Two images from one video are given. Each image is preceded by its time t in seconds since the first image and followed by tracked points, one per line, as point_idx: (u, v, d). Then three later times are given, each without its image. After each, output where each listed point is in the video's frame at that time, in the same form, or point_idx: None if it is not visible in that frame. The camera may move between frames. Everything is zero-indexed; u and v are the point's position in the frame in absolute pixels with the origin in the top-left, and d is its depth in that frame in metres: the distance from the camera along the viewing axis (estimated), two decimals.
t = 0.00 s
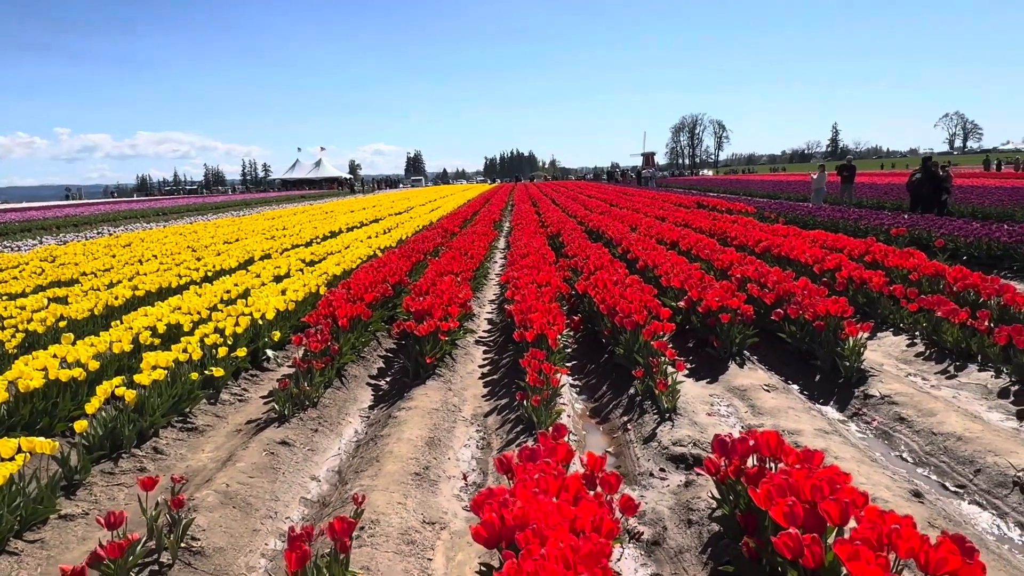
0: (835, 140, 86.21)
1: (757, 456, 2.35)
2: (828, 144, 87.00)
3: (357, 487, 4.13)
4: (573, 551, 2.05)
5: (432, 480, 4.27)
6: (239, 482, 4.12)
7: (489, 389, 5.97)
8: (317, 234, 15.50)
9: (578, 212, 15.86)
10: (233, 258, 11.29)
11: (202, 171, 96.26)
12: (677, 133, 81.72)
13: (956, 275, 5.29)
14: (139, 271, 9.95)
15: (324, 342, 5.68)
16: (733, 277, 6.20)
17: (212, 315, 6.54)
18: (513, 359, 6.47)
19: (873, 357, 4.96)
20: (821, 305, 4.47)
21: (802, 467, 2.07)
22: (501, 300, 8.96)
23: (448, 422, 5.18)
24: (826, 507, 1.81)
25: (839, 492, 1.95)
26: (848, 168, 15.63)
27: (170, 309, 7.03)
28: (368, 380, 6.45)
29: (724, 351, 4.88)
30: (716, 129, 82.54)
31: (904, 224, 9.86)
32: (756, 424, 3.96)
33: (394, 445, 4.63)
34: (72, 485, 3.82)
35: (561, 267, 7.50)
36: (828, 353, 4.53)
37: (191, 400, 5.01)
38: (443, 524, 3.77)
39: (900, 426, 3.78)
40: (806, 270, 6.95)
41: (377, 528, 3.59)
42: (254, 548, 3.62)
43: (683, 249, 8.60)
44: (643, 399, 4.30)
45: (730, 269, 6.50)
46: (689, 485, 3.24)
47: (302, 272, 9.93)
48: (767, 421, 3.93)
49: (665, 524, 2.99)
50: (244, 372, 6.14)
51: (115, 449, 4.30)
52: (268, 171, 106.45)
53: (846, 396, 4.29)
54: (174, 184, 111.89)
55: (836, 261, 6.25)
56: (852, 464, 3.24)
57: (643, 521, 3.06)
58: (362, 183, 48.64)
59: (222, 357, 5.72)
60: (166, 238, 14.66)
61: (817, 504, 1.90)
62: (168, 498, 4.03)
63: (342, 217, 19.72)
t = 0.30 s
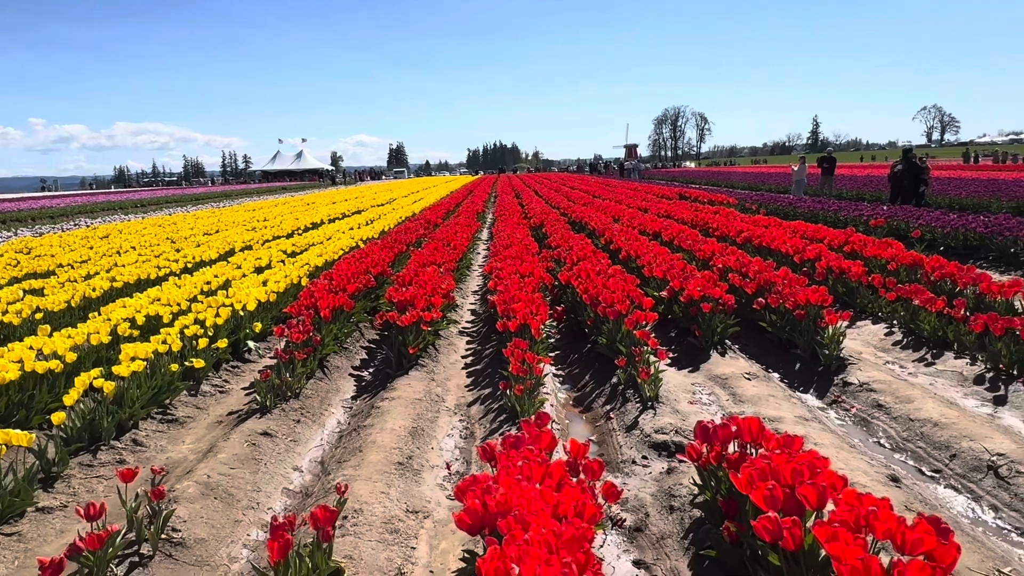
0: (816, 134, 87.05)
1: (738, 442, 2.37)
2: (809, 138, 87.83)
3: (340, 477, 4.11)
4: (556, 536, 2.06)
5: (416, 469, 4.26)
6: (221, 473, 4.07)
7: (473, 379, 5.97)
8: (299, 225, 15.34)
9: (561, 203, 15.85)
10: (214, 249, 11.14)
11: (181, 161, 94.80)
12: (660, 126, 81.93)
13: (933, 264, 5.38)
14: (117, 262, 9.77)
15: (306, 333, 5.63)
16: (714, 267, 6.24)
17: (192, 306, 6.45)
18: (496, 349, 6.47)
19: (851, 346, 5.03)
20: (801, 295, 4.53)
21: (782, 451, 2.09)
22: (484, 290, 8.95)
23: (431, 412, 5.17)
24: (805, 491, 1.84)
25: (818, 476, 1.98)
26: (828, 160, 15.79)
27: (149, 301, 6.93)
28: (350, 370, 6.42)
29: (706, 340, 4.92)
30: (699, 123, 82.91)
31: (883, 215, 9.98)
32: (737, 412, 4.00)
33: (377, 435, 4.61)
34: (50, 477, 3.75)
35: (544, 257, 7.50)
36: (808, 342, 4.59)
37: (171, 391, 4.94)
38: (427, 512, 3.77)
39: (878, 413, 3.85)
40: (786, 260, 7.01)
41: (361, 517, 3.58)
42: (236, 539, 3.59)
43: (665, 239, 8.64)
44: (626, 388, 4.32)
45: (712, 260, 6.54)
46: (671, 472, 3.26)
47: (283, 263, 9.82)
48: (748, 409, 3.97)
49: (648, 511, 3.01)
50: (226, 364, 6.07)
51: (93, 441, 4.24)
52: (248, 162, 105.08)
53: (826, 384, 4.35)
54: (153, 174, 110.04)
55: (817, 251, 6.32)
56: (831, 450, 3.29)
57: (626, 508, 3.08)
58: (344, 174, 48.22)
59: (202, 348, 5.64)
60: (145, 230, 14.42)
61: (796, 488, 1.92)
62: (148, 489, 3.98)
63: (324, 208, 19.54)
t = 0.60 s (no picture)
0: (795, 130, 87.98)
1: (716, 439, 2.37)
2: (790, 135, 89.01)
3: (319, 476, 4.06)
4: (534, 537, 2.03)
5: (395, 468, 4.21)
6: (197, 473, 3.99)
7: (453, 376, 5.93)
8: (279, 220, 15.14)
9: (543, 198, 15.83)
10: (191, 245, 10.95)
11: (158, 155, 93.25)
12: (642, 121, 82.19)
13: (910, 260, 5.44)
14: (91, 258, 9.56)
15: (285, 330, 5.54)
16: (695, 263, 6.26)
17: (169, 303, 6.33)
18: (477, 346, 6.45)
19: (829, 342, 5.08)
20: (779, 291, 4.56)
21: (760, 449, 2.09)
22: (466, 286, 8.91)
23: (411, 410, 5.12)
24: (782, 489, 1.83)
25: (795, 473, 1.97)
26: (808, 156, 15.93)
27: (125, 297, 6.79)
28: (330, 368, 6.34)
29: (686, 336, 4.93)
30: (680, 119, 83.33)
31: (861, 211, 10.09)
32: (716, 408, 4.01)
33: (357, 434, 4.56)
34: (21, 479, 3.66)
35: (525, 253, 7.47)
36: (787, 338, 4.61)
37: (147, 390, 4.83)
38: (406, 512, 3.73)
39: (855, 408, 3.88)
40: (766, 256, 7.06)
41: (339, 517, 3.54)
42: (213, 540, 3.52)
43: (646, 235, 8.65)
44: (606, 384, 4.31)
45: (692, 256, 6.56)
46: (651, 469, 3.26)
47: (262, 259, 9.68)
48: (728, 405, 3.98)
49: (627, 508, 3.01)
50: (203, 361, 5.97)
51: (66, 442, 4.13)
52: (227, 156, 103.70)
53: (804, 379, 4.38)
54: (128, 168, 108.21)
55: (795, 247, 6.37)
56: (809, 446, 3.31)
57: (606, 505, 3.08)
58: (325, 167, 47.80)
59: (179, 346, 5.54)
60: (120, 225, 14.13)
61: (774, 486, 1.92)
62: (122, 490, 3.89)
63: (304, 203, 19.29)
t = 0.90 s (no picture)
0: (775, 129, 88.92)
1: (697, 443, 2.35)
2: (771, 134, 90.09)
3: (297, 481, 3.99)
4: (514, 546, 2.00)
5: (375, 472, 4.16)
6: (173, 479, 3.90)
7: (435, 378, 5.87)
8: (259, 219, 14.93)
9: (525, 197, 15.81)
10: (169, 244, 10.76)
11: (134, 152, 91.70)
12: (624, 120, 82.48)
13: (888, 261, 5.50)
14: (65, 258, 9.35)
15: (263, 332, 5.44)
16: (676, 263, 6.27)
17: (145, 305, 6.20)
18: (459, 347, 6.40)
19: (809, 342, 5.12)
20: (760, 292, 4.58)
21: (740, 454, 2.07)
22: (448, 287, 8.85)
23: (392, 413, 5.06)
24: (761, 495, 1.81)
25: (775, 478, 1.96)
26: (788, 156, 16.07)
27: (99, 298, 6.64)
28: (310, 370, 6.26)
29: (667, 337, 4.94)
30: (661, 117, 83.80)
31: (841, 211, 10.20)
32: (697, 409, 4.01)
33: (336, 438, 4.49)
34: None
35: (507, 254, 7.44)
36: (767, 338, 4.63)
37: (122, 394, 4.73)
38: (386, 517, 3.67)
39: (834, 409, 3.91)
40: (747, 257, 7.10)
41: (318, 523, 3.47)
42: (188, 548, 3.44)
43: (629, 235, 8.66)
44: (588, 386, 4.29)
45: (674, 256, 6.56)
46: (632, 472, 3.24)
47: (241, 259, 9.53)
48: (709, 406, 3.98)
49: (608, 512, 2.99)
50: (180, 364, 5.85)
51: (38, 447, 4.04)
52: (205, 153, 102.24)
53: (784, 380, 4.40)
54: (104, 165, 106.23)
55: (776, 247, 6.40)
56: (790, 448, 3.32)
57: (587, 509, 3.06)
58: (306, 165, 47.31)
59: (155, 348, 5.42)
60: (96, 223, 13.84)
61: (754, 491, 1.90)
62: (95, 497, 3.79)
63: (284, 201, 19.07)
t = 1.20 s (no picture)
0: (756, 131, 89.76)
1: (682, 450, 2.33)
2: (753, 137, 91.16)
3: (277, 488, 3.91)
4: (498, 557, 1.95)
5: (357, 478, 4.09)
6: (150, 486, 3.81)
7: (418, 381, 5.81)
8: (240, 219, 14.74)
9: (509, 198, 15.78)
10: (148, 245, 10.57)
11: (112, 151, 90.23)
12: (608, 121, 82.75)
13: (869, 264, 5.55)
14: (40, 259, 9.15)
15: (244, 336, 5.33)
16: (660, 266, 6.27)
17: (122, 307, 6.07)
18: (442, 350, 6.35)
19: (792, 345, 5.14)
20: (744, 295, 4.59)
21: (725, 461, 2.05)
22: (431, 289, 8.79)
23: (374, 417, 4.99)
24: (747, 504, 1.80)
25: (761, 486, 1.94)
26: (771, 158, 16.21)
27: (75, 300, 6.49)
28: (291, 373, 6.16)
29: (651, 340, 4.93)
30: (644, 119, 84.20)
31: (822, 213, 10.30)
32: (681, 413, 4.00)
33: (317, 443, 4.42)
34: None
35: (491, 255, 7.40)
36: (750, 341, 4.64)
37: (98, 399, 4.61)
38: (368, 524, 3.61)
39: (817, 412, 3.92)
40: (730, 259, 7.13)
41: (298, 532, 3.41)
42: (165, 557, 3.35)
43: (613, 237, 8.66)
44: (572, 390, 4.27)
45: (658, 258, 6.57)
46: (617, 477, 3.22)
47: (221, 260, 9.39)
48: (693, 410, 3.98)
49: (593, 518, 2.96)
50: (158, 367, 5.73)
51: (9, 454, 3.93)
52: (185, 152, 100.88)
53: (767, 383, 4.41)
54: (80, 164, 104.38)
55: (759, 250, 6.43)
56: (774, 452, 3.32)
57: (571, 515, 3.03)
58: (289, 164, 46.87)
59: (132, 352, 5.31)
60: (72, 223, 13.56)
61: (739, 500, 1.88)
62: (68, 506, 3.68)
63: (265, 201, 18.85)
